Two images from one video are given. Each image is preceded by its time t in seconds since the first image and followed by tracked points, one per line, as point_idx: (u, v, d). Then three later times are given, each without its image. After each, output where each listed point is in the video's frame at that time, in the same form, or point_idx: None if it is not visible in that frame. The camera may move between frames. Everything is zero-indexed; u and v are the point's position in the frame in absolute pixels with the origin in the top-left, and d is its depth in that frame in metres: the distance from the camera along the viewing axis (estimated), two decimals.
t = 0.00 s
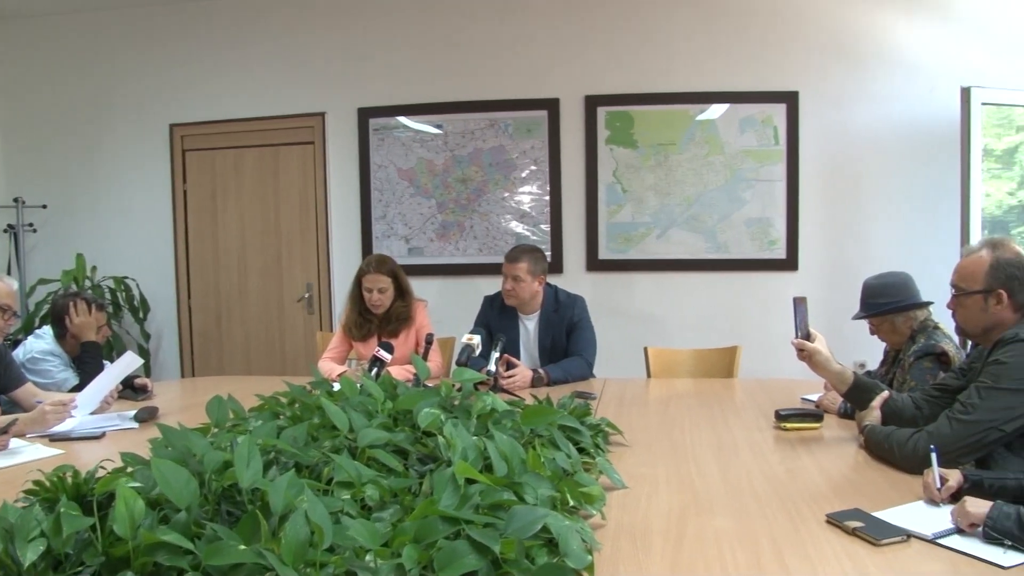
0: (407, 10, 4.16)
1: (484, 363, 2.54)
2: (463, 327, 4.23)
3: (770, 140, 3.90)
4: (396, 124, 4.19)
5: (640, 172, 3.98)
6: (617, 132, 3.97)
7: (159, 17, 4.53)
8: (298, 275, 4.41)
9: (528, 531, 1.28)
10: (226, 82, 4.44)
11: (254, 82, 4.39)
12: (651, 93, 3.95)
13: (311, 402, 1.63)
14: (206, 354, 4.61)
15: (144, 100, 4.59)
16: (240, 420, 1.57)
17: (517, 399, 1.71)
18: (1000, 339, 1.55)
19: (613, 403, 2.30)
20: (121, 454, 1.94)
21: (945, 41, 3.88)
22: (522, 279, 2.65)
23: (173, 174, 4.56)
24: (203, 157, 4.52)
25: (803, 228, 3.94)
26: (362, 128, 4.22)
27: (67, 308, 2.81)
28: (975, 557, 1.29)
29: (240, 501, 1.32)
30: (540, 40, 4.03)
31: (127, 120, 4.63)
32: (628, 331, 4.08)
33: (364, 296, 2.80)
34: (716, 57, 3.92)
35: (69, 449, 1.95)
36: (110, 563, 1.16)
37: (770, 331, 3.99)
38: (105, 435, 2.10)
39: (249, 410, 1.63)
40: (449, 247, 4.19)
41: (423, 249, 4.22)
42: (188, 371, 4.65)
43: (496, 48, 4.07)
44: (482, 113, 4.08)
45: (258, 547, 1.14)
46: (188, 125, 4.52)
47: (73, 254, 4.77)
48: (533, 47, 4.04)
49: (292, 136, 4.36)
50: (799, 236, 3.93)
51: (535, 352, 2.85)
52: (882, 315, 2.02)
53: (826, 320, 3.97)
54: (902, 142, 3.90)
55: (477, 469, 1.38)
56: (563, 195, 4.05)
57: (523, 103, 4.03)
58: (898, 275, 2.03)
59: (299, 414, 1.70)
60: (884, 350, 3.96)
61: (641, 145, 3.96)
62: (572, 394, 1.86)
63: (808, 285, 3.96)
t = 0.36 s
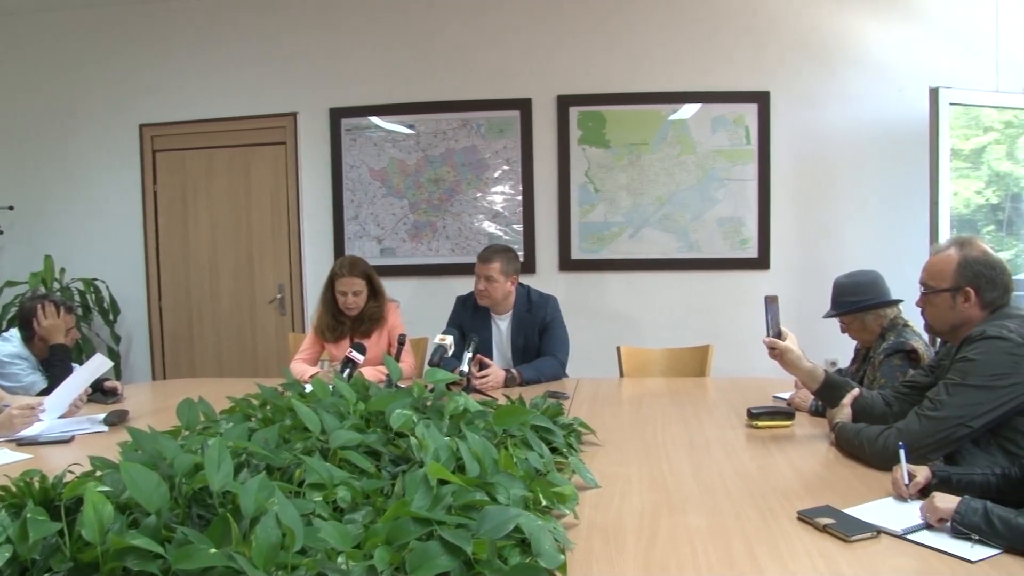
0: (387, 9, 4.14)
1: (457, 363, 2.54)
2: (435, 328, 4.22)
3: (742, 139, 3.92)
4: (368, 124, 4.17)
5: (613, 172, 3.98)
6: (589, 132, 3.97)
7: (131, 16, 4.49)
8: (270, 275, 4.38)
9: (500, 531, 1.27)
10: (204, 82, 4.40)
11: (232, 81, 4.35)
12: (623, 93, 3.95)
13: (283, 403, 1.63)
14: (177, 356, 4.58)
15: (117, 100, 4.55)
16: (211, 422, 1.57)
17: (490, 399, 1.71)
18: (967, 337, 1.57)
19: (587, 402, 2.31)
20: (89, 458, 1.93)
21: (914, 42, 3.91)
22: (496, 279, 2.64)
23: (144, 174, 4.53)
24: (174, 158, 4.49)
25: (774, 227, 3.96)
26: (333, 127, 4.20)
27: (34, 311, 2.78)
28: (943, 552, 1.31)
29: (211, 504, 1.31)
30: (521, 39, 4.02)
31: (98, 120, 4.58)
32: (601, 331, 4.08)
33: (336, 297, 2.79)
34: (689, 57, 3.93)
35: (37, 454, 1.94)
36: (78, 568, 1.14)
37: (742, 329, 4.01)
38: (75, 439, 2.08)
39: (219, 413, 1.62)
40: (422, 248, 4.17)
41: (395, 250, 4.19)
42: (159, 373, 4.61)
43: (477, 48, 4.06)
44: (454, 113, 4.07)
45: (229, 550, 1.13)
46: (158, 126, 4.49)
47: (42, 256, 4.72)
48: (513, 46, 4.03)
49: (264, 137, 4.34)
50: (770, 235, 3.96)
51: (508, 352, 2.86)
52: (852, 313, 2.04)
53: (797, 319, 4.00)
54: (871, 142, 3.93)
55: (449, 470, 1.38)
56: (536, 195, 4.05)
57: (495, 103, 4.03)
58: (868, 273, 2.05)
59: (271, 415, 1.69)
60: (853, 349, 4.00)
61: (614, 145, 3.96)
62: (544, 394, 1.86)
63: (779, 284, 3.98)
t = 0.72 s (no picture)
0: (365, 9, 4.11)
1: (428, 364, 2.54)
2: (406, 328, 4.21)
3: (712, 139, 3.94)
4: (338, 124, 4.15)
5: (583, 171, 3.98)
6: (559, 131, 3.97)
7: (99, 15, 4.43)
8: (240, 277, 4.35)
9: (471, 532, 1.27)
10: (178, 80, 4.35)
11: (208, 80, 4.30)
12: (593, 93, 3.96)
13: (253, 405, 1.62)
14: (146, 359, 4.53)
15: (86, 100, 4.49)
16: (180, 425, 1.56)
17: (461, 399, 1.71)
18: (934, 334, 1.59)
19: (558, 402, 2.31)
20: (54, 463, 1.91)
21: (883, 42, 3.93)
22: (469, 279, 2.64)
23: (112, 174, 4.48)
24: (141, 158, 4.44)
25: (744, 225, 3.98)
26: (303, 127, 4.18)
27: None
28: (912, 547, 1.33)
29: (181, 507, 1.29)
30: (499, 39, 4.01)
31: (67, 120, 4.52)
32: (573, 331, 4.09)
33: (306, 299, 2.80)
34: (660, 57, 3.95)
35: None
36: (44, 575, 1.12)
37: (713, 327, 4.04)
38: (41, 444, 2.06)
39: (189, 415, 1.62)
40: (392, 248, 4.15)
41: (366, 250, 4.18)
42: (127, 376, 4.57)
43: (456, 47, 4.05)
44: (424, 113, 4.06)
45: (198, 553, 1.12)
46: (125, 125, 4.44)
47: (8, 259, 4.65)
48: (492, 46, 4.02)
49: (233, 137, 4.31)
50: (740, 234, 3.98)
51: (479, 352, 2.86)
52: (823, 311, 2.05)
53: (767, 317, 4.03)
54: (839, 142, 3.96)
55: (420, 471, 1.37)
56: (506, 195, 4.05)
57: (465, 103, 4.02)
58: (836, 272, 2.05)
59: (241, 418, 1.68)
60: (822, 347, 4.04)
61: (584, 144, 3.97)
62: (516, 394, 1.87)
63: (749, 283, 4.01)
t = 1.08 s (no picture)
0: (342, 8, 4.09)
1: (400, 364, 2.54)
2: (378, 328, 4.20)
3: (684, 139, 3.96)
4: (310, 124, 4.13)
5: (556, 171, 3.99)
6: (531, 131, 3.98)
7: (68, 15, 4.37)
8: (211, 277, 4.32)
9: (443, 532, 1.27)
10: (153, 80, 4.30)
11: (183, 80, 4.26)
12: (565, 93, 3.96)
13: (224, 407, 1.61)
14: (116, 361, 4.48)
15: (56, 101, 4.43)
16: (151, 428, 1.55)
17: (433, 400, 1.71)
18: (903, 331, 1.61)
19: (530, 402, 2.32)
20: (21, 467, 1.89)
21: (852, 43, 3.96)
22: (443, 279, 2.65)
23: (79, 174, 4.42)
24: (109, 157, 4.39)
25: (716, 225, 4.01)
26: (274, 128, 4.15)
27: None
28: (881, 542, 1.34)
29: (151, 511, 1.28)
30: (472, 39, 4.00)
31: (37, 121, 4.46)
32: (548, 331, 4.09)
33: (276, 296, 2.79)
34: (632, 58, 3.96)
35: None
36: None
37: (687, 326, 4.06)
38: (7, 448, 2.04)
39: (160, 418, 1.61)
40: (365, 248, 4.13)
41: (338, 251, 4.15)
42: (97, 378, 4.51)
43: (433, 47, 4.03)
44: (396, 113, 4.05)
45: (168, 558, 1.11)
46: (93, 125, 4.39)
47: None
48: (470, 46, 4.01)
49: (203, 137, 4.27)
50: (712, 233, 4.00)
51: (451, 352, 2.86)
52: (795, 310, 2.06)
53: (738, 317, 4.05)
54: (809, 142, 3.99)
55: (392, 472, 1.37)
56: (479, 195, 4.04)
57: (438, 103, 4.01)
58: (810, 271, 2.08)
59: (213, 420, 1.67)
60: (794, 345, 4.06)
61: (557, 144, 3.97)
62: (489, 395, 1.88)
63: (721, 282, 4.03)
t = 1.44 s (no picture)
0: (320, 7, 4.06)
1: (375, 364, 2.53)
2: (351, 329, 4.17)
3: (657, 138, 3.97)
4: (283, 124, 4.10)
5: (530, 170, 3.99)
6: (505, 130, 3.98)
7: (41, 14, 4.32)
8: (184, 278, 4.27)
9: (417, 532, 1.26)
10: (127, 80, 4.26)
11: (158, 80, 4.22)
12: (539, 93, 3.96)
13: (196, 409, 1.60)
14: (88, 364, 4.43)
15: (28, 101, 4.38)
16: (122, 430, 1.54)
17: (408, 400, 1.71)
18: (874, 329, 1.63)
19: (505, 402, 2.32)
20: None
21: (824, 43, 3.99)
22: (417, 279, 2.65)
23: (49, 175, 4.38)
24: (81, 157, 4.34)
25: (691, 224, 4.02)
26: (247, 127, 4.11)
27: None
28: (853, 538, 1.35)
29: (122, 514, 1.26)
30: (448, 38, 3.99)
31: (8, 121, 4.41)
32: (525, 330, 4.09)
33: (245, 296, 2.78)
34: (608, 58, 3.96)
35: None
36: None
37: (662, 325, 4.07)
38: None
39: (132, 420, 1.61)
40: (338, 249, 4.11)
41: (312, 251, 4.12)
42: (68, 381, 4.46)
43: (413, 47, 4.02)
44: (370, 113, 4.03)
45: (139, 561, 1.09)
46: (64, 125, 4.34)
47: None
48: (450, 46, 4.00)
49: (175, 136, 4.22)
50: (685, 232, 4.02)
51: (426, 352, 2.85)
52: (775, 307, 2.08)
53: (713, 315, 4.07)
54: (781, 141, 4.01)
55: (366, 472, 1.36)
56: (453, 195, 4.04)
57: (412, 102, 4.00)
58: (791, 268, 2.09)
59: (185, 422, 1.66)
60: (768, 344, 4.08)
61: (531, 143, 3.97)
62: (464, 395, 1.88)
63: (695, 281, 4.05)
